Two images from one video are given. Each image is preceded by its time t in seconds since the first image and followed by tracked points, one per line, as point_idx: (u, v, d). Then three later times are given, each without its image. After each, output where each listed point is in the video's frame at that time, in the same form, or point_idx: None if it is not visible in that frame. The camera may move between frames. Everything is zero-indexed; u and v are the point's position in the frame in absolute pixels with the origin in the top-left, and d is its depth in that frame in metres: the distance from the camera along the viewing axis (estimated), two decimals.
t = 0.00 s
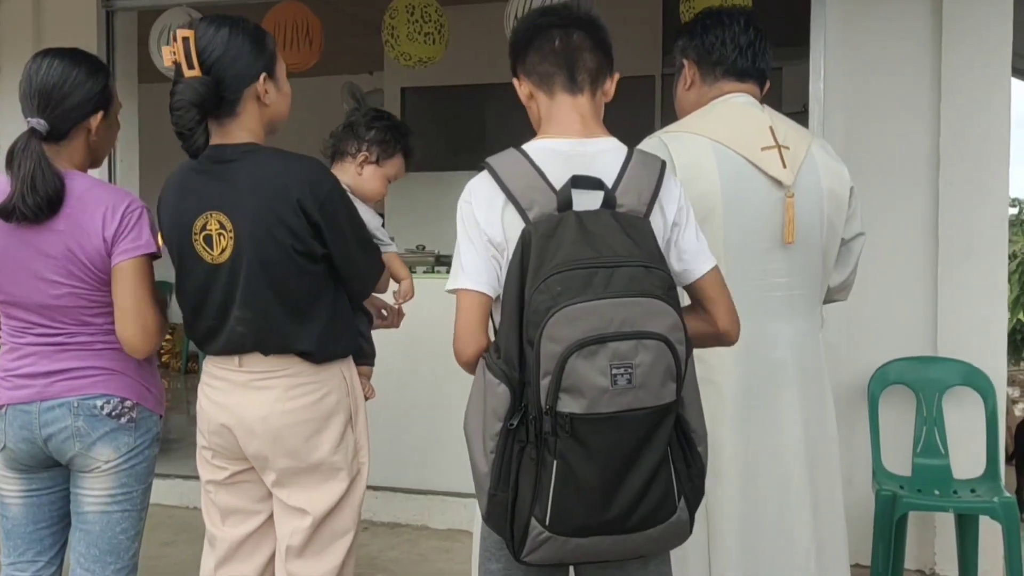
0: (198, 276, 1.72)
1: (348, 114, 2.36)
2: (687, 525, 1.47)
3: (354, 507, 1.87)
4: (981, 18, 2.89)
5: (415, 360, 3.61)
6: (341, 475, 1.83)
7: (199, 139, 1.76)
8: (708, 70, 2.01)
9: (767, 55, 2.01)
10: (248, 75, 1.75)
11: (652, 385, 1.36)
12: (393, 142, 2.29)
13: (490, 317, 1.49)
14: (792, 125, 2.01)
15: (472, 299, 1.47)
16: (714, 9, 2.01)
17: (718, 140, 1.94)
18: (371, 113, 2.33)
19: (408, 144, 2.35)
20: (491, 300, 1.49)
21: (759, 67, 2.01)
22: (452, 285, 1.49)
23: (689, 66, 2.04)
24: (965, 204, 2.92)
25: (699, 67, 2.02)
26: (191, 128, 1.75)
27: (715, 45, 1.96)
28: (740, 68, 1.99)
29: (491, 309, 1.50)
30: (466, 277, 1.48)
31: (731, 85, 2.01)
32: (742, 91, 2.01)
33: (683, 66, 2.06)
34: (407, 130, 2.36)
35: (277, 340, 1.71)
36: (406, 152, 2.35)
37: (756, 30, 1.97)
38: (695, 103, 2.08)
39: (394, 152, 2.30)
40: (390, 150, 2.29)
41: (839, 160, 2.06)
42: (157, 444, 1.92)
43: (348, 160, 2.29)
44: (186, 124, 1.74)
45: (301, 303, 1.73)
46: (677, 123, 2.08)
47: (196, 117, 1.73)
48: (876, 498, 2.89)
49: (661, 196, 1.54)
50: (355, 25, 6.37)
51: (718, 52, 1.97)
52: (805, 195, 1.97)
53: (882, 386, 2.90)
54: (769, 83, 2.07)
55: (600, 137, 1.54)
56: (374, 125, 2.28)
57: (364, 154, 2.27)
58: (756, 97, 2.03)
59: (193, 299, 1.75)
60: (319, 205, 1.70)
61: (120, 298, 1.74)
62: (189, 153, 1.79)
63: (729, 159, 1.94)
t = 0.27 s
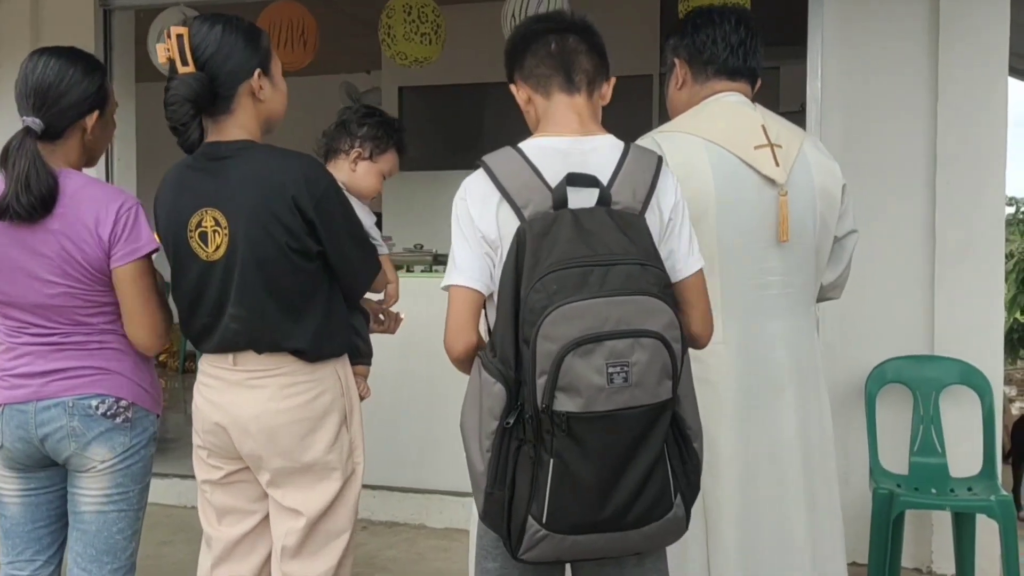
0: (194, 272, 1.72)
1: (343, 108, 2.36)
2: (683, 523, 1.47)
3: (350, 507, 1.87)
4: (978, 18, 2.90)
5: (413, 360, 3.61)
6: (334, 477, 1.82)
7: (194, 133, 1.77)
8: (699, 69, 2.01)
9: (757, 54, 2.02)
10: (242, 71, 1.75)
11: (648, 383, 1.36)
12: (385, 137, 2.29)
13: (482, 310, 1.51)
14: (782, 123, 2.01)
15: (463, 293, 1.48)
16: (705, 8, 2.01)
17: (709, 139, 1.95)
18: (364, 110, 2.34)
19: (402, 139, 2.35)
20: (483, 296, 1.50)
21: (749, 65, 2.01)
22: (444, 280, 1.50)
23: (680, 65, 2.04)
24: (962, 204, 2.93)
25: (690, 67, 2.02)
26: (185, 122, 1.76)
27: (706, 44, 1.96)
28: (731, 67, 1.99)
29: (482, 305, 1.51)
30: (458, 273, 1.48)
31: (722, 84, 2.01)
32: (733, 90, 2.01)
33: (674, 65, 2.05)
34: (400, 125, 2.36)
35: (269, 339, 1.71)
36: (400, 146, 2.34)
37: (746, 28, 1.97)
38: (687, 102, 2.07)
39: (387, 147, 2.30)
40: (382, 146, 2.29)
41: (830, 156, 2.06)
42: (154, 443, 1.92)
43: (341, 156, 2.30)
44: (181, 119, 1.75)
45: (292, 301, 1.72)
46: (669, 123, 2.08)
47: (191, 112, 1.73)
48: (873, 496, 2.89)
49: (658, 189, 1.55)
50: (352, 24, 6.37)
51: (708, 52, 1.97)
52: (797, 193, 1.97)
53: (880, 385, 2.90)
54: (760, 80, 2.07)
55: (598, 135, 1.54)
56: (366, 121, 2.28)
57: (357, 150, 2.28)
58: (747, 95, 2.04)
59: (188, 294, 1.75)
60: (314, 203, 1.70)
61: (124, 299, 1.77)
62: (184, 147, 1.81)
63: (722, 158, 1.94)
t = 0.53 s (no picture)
0: (194, 270, 1.72)
1: (332, 107, 2.36)
2: (682, 517, 1.48)
3: (347, 506, 1.88)
4: (974, 17, 2.90)
5: (411, 358, 3.61)
6: (335, 476, 1.83)
7: (198, 128, 1.76)
8: (682, 68, 2.02)
9: (741, 51, 2.02)
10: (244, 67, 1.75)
11: (650, 379, 1.37)
12: (377, 132, 2.29)
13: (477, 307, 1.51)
14: (766, 119, 2.03)
15: (458, 290, 1.49)
16: (690, 6, 2.02)
17: (692, 135, 1.96)
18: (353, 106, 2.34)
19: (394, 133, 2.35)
20: (478, 293, 1.51)
21: (733, 63, 2.02)
22: (439, 276, 1.51)
23: (664, 65, 2.05)
24: (959, 202, 2.94)
25: (673, 66, 2.03)
26: (189, 117, 1.75)
27: (688, 43, 1.98)
28: (714, 65, 2.00)
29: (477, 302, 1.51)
30: (453, 269, 1.49)
31: (706, 82, 2.02)
32: (717, 88, 2.01)
33: (657, 65, 2.06)
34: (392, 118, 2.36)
35: (269, 338, 1.72)
36: (393, 139, 2.34)
37: (729, 26, 1.97)
38: (672, 100, 2.08)
39: (379, 143, 2.30)
40: (374, 143, 2.29)
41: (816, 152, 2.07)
42: (152, 442, 1.92)
43: (334, 156, 2.31)
44: (185, 114, 1.74)
45: (294, 301, 1.73)
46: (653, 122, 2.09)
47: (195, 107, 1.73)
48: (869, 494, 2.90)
49: (653, 181, 1.57)
50: (349, 23, 6.36)
51: (690, 50, 1.98)
52: (781, 189, 1.98)
53: (877, 382, 2.91)
54: (744, 77, 2.08)
55: (597, 131, 1.55)
56: (356, 118, 2.29)
57: (350, 149, 2.28)
58: (731, 93, 2.04)
59: (184, 294, 1.75)
60: (317, 202, 1.71)
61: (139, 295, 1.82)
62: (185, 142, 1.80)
63: (706, 156, 1.95)
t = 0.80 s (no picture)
0: (193, 266, 1.72)
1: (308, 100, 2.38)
2: (674, 518, 1.48)
3: (345, 502, 1.88)
4: (969, 12, 2.92)
5: (407, 354, 3.62)
6: (335, 470, 1.84)
7: (203, 121, 1.75)
8: (662, 64, 2.04)
9: (721, 45, 2.03)
10: (246, 61, 1.76)
11: (641, 377, 1.37)
12: (352, 118, 2.30)
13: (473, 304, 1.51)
14: (747, 113, 2.05)
15: (455, 287, 1.48)
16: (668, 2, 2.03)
17: (672, 129, 1.99)
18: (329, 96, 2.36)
19: (373, 114, 2.35)
20: (474, 290, 1.50)
21: (712, 58, 2.04)
22: (435, 273, 1.50)
23: (644, 62, 2.07)
24: (954, 197, 2.95)
25: (654, 62, 2.05)
26: (194, 111, 1.74)
27: (667, 39, 1.99)
28: (693, 60, 2.02)
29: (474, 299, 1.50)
30: (450, 266, 1.49)
31: (685, 77, 2.04)
32: (697, 82, 2.04)
33: (639, 62, 2.08)
34: (370, 100, 2.36)
35: (276, 335, 1.73)
36: (371, 117, 2.34)
37: (707, 20, 1.98)
38: (652, 96, 2.10)
39: (357, 127, 2.31)
40: (352, 129, 2.31)
41: (797, 146, 2.10)
42: (151, 438, 1.93)
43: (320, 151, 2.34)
44: (189, 108, 1.73)
45: (299, 301, 1.74)
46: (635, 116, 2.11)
47: (201, 100, 1.72)
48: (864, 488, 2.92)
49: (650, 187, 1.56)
50: (344, 18, 6.36)
51: (669, 45, 2.00)
52: (759, 182, 2.02)
53: (872, 376, 2.93)
54: (726, 72, 2.09)
55: (590, 129, 1.56)
56: (330, 109, 2.31)
57: (331, 141, 2.31)
58: (712, 88, 2.06)
59: (181, 293, 1.75)
60: (320, 200, 1.71)
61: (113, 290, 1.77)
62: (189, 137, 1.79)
63: (685, 149, 1.99)
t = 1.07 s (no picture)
0: (190, 260, 1.71)
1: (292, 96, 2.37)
2: (677, 506, 1.48)
3: (344, 498, 1.88)
4: (968, 6, 2.92)
5: (406, 350, 3.62)
6: (334, 465, 1.84)
7: (205, 110, 1.75)
8: (651, 60, 2.05)
9: (710, 40, 2.03)
10: (248, 54, 1.77)
11: (633, 366, 1.38)
12: (339, 108, 2.30)
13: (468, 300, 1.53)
14: (735, 106, 2.06)
15: (449, 286, 1.50)
16: None
17: (660, 123, 1.99)
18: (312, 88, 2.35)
19: (358, 102, 2.34)
20: (468, 288, 1.52)
21: (702, 52, 2.04)
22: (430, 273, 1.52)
23: (634, 58, 2.08)
24: (953, 191, 2.95)
25: (643, 58, 2.06)
26: (196, 100, 1.73)
27: (655, 34, 2.00)
28: (681, 54, 2.03)
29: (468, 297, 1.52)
30: (444, 266, 1.50)
31: (675, 72, 2.05)
32: (685, 77, 2.04)
33: (629, 58, 2.09)
34: (353, 89, 2.36)
35: (273, 331, 1.72)
36: (356, 104, 2.33)
37: (696, 17, 1.98)
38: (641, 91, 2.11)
39: (344, 116, 2.30)
40: (338, 119, 2.30)
41: (786, 138, 2.10)
42: (151, 434, 1.93)
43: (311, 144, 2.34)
44: (191, 96, 1.72)
45: (297, 296, 1.73)
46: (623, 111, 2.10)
47: (203, 90, 1.72)
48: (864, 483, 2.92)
49: (643, 169, 1.56)
50: (342, 14, 6.34)
51: (657, 41, 2.00)
52: (747, 176, 2.02)
53: (872, 370, 2.93)
54: (717, 67, 2.09)
55: (582, 120, 1.55)
56: (315, 101, 2.30)
57: (322, 133, 2.31)
58: (702, 83, 2.06)
59: (178, 286, 1.75)
60: (318, 195, 1.71)
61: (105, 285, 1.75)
62: (191, 125, 1.79)
63: (671, 143, 1.98)
